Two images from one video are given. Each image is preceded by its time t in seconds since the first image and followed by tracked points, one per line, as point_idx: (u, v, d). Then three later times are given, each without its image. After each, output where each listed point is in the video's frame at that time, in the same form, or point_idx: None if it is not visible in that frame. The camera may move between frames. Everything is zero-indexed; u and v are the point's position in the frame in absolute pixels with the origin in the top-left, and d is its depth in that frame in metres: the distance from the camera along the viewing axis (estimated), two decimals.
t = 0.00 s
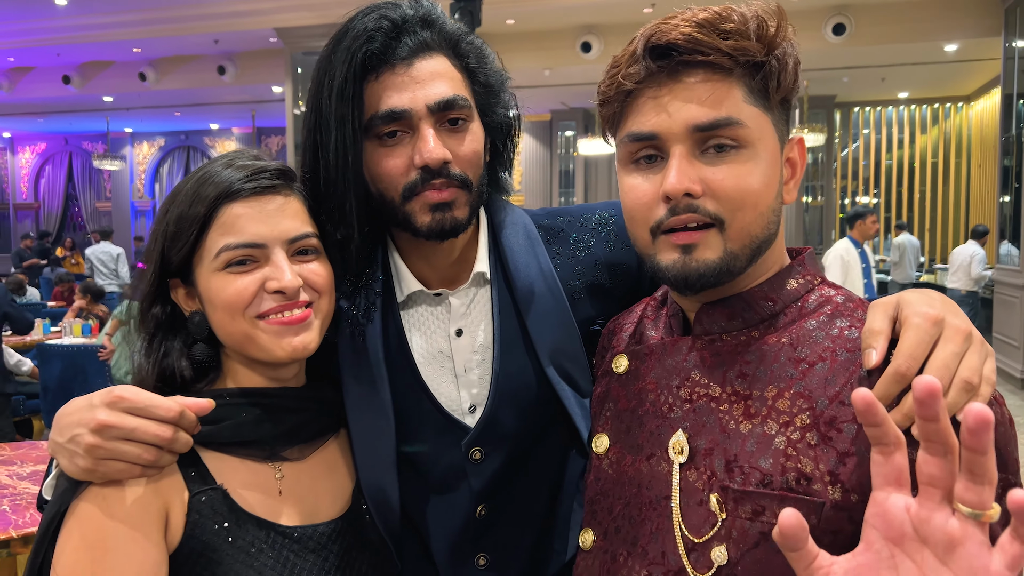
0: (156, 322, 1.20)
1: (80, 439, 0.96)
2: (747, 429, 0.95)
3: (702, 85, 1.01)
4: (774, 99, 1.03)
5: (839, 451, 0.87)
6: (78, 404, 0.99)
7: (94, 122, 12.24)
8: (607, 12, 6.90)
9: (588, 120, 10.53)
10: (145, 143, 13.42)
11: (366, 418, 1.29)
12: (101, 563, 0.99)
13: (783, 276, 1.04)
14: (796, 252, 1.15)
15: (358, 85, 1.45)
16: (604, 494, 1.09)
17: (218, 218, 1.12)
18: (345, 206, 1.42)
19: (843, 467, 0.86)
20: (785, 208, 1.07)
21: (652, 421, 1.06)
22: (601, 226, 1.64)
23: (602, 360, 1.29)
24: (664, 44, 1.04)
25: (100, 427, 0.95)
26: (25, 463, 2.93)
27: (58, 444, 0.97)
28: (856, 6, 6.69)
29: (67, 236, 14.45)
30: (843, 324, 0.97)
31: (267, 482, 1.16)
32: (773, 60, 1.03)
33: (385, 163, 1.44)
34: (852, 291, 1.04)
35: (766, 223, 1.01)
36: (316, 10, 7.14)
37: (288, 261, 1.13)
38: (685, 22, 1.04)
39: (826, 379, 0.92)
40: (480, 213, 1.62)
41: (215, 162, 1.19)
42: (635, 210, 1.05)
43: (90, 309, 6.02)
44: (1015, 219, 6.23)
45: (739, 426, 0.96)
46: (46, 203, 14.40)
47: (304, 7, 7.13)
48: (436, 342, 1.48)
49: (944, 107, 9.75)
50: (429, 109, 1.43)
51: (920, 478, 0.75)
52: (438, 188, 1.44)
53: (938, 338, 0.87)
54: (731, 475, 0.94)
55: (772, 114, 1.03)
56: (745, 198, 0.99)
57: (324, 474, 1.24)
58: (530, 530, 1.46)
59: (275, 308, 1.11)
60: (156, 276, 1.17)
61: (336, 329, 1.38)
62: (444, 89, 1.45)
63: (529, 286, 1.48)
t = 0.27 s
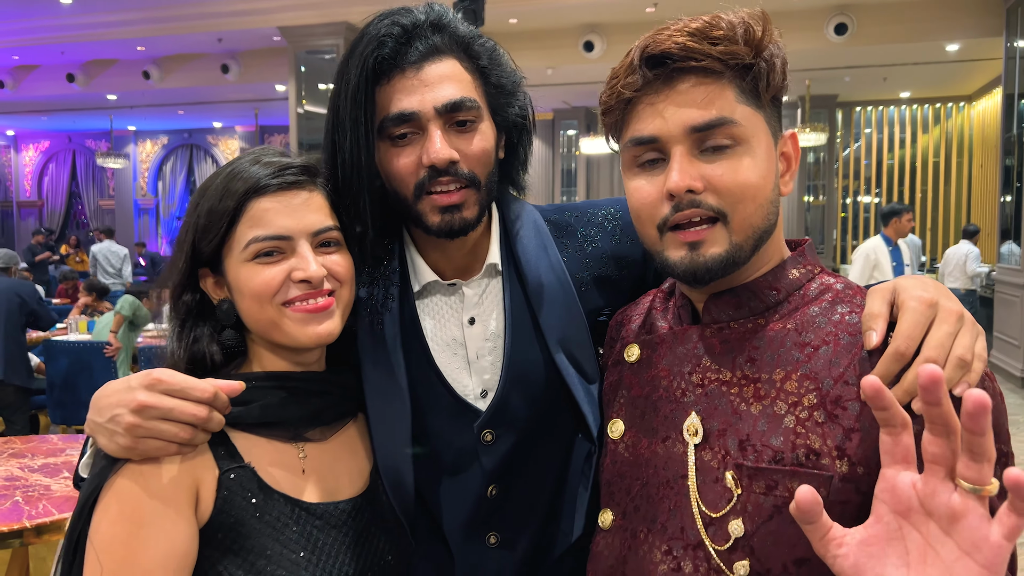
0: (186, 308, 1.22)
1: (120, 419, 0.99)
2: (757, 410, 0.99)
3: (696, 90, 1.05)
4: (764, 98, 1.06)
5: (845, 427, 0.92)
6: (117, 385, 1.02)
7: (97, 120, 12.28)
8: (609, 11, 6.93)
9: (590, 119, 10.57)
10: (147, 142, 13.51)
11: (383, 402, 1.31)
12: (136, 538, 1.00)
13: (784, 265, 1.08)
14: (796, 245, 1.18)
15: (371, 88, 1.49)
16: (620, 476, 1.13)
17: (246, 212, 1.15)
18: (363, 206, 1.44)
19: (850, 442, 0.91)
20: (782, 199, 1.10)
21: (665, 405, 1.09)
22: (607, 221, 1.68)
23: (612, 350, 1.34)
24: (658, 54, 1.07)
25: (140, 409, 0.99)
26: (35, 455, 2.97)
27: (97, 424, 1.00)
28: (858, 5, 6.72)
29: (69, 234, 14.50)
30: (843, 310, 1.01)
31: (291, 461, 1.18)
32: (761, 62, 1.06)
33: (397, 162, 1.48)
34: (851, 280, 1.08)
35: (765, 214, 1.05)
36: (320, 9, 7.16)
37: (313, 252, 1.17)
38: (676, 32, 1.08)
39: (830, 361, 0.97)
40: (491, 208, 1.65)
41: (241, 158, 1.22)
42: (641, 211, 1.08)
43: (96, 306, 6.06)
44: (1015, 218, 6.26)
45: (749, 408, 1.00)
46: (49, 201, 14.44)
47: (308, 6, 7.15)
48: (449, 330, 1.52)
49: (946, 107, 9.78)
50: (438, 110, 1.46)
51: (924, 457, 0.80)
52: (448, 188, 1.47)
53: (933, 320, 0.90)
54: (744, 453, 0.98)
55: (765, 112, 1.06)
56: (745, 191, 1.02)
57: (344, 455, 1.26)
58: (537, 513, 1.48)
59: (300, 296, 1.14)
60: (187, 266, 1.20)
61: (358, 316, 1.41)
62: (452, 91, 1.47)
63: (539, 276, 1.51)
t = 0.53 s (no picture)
0: (221, 292, 1.28)
1: (165, 394, 1.06)
2: (767, 380, 1.05)
3: (690, 95, 1.10)
4: (750, 99, 1.11)
5: (848, 390, 0.97)
6: (161, 363, 1.09)
7: (99, 117, 12.32)
8: (610, 11, 6.97)
9: (590, 118, 10.62)
10: (149, 139, 13.62)
11: (403, 379, 1.39)
12: (177, 505, 1.06)
13: (783, 251, 1.13)
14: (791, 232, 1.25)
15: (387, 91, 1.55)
16: (639, 450, 1.18)
17: (279, 202, 1.21)
18: (377, 201, 1.49)
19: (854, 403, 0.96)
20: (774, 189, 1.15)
21: (680, 381, 1.15)
22: (613, 215, 1.73)
23: (620, 335, 1.39)
24: (650, 65, 1.12)
25: (183, 384, 1.05)
26: (47, 446, 3.02)
27: (143, 399, 1.07)
28: (857, 5, 6.77)
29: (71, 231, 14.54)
30: (840, 289, 1.07)
31: (317, 436, 1.23)
32: (746, 67, 1.11)
33: (413, 161, 1.53)
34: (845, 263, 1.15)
35: (759, 200, 1.10)
36: (322, 7, 7.19)
37: (341, 241, 1.22)
38: (668, 46, 1.13)
39: (831, 331, 1.02)
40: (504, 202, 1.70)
41: (272, 153, 1.28)
42: (645, 204, 1.13)
43: (100, 302, 6.10)
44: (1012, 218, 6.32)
45: (760, 378, 1.05)
46: (50, 198, 14.46)
47: (310, 4, 7.18)
48: (465, 314, 1.58)
49: (945, 107, 9.84)
50: (451, 111, 1.51)
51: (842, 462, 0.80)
52: (461, 184, 1.51)
53: (922, 291, 0.99)
54: (758, 419, 1.03)
55: (752, 112, 1.11)
56: (738, 176, 1.07)
57: (365, 431, 1.32)
58: (546, 490, 1.53)
59: (330, 282, 1.20)
60: (223, 252, 1.25)
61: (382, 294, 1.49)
62: (464, 94, 1.52)
63: (551, 260, 1.57)
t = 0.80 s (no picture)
0: (253, 280, 1.35)
1: (201, 375, 1.15)
2: (767, 357, 1.11)
3: (702, 103, 1.15)
4: (758, 107, 1.17)
5: (842, 363, 1.05)
6: (196, 346, 1.17)
7: (98, 115, 12.34)
8: (608, 11, 7.03)
9: (588, 117, 10.70)
10: (148, 137, 13.67)
11: (420, 361, 1.47)
12: (213, 479, 1.14)
13: (776, 241, 1.20)
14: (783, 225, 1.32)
15: (399, 103, 1.60)
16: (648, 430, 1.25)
17: (309, 197, 1.29)
18: (394, 216, 1.53)
19: (848, 372, 1.04)
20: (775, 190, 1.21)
21: (688, 362, 1.21)
22: (615, 210, 1.78)
23: (626, 327, 1.44)
24: (670, 73, 1.17)
25: (217, 365, 1.13)
26: (56, 437, 3.08)
27: (181, 379, 1.16)
28: (853, 7, 6.86)
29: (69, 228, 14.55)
30: (830, 273, 1.15)
31: (339, 415, 1.31)
32: (756, 78, 1.16)
33: (423, 169, 1.57)
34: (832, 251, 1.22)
35: (763, 200, 1.16)
36: (322, 6, 7.23)
37: (366, 234, 1.31)
38: (687, 54, 1.18)
39: (823, 311, 1.10)
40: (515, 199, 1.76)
41: (302, 150, 1.36)
42: (656, 202, 1.18)
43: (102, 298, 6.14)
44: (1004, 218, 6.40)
45: (761, 356, 1.12)
46: (49, 195, 14.48)
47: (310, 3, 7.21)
48: (476, 301, 1.66)
49: (940, 108, 9.93)
50: (456, 123, 1.54)
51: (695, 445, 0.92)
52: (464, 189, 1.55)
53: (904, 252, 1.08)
54: (761, 394, 1.09)
55: (759, 119, 1.17)
56: (746, 180, 1.13)
57: (382, 413, 1.40)
58: (551, 468, 1.60)
59: (354, 272, 1.28)
60: (255, 242, 1.33)
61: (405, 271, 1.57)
62: (470, 106, 1.55)
63: (556, 249, 1.65)
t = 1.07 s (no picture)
0: (273, 273, 1.39)
1: (245, 363, 1.19)
2: (763, 351, 1.16)
3: (682, 115, 1.17)
4: (743, 122, 1.16)
5: (834, 357, 1.10)
6: (227, 338, 1.22)
7: (94, 113, 12.32)
8: (603, 12, 7.09)
9: (583, 117, 10.77)
10: (144, 135, 13.66)
11: (429, 355, 1.51)
12: (239, 463, 1.19)
13: (776, 239, 1.24)
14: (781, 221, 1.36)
15: (406, 116, 1.62)
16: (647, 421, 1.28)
17: (328, 197, 1.34)
18: (412, 232, 1.58)
19: (839, 368, 1.10)
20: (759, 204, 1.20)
21: (689, 356, 1.24)
22: (611, 208, 1.83)
23: (628, 322, 1.49)
24: (656, 84, 1.19)
25: (260, 353, 1.19)
26: (59, 431, 3.11)
27: (218, 371, 1.21)
28: (846, 9, 6.93)
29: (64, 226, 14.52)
30: (824, 271, 1.19)
31: (354, 404, 1.37)
32: (745, 95, 1.15)
33: (431, 180, 1.61)
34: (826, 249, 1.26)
35: (737, 213, 1.18)
36: (318, 6, 7.24)
37: (382, 232, 1.35)
38: (674, 69, 1.19)
39: (817, 308, 1.15)
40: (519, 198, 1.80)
41: (321, 151, 1.40)
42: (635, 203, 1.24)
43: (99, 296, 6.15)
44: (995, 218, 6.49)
45: (756, 351, 1.16)
46: (45, 193, 14.45)
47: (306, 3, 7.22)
48: (480, 294, 1.70)
49: (932, 109, 10.04)
50: (461, 141, 1.59)
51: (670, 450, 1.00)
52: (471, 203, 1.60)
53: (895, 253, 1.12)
54: (757, 386, 1.14)
55: (746, 134, 1.16)
56: (715, 195, 1.16)
57: (394, 404, 1.46)
58: (548, 454, 1.65)
59: (370, 268, 1.32)
60: (275, 238, 1.37)
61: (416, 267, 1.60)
62: (475, 123, 1.59)
63: (555, 243, 1.69)
